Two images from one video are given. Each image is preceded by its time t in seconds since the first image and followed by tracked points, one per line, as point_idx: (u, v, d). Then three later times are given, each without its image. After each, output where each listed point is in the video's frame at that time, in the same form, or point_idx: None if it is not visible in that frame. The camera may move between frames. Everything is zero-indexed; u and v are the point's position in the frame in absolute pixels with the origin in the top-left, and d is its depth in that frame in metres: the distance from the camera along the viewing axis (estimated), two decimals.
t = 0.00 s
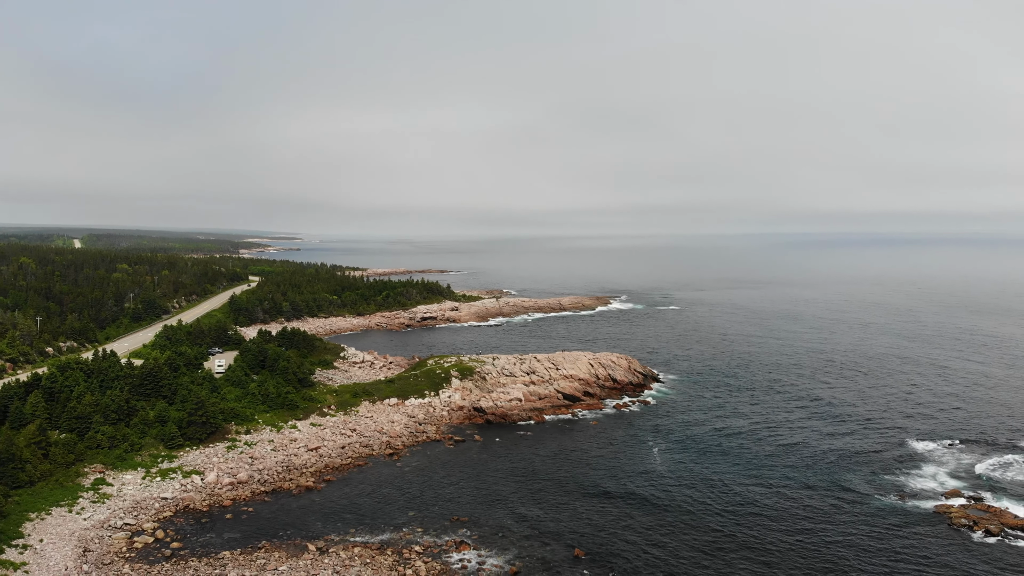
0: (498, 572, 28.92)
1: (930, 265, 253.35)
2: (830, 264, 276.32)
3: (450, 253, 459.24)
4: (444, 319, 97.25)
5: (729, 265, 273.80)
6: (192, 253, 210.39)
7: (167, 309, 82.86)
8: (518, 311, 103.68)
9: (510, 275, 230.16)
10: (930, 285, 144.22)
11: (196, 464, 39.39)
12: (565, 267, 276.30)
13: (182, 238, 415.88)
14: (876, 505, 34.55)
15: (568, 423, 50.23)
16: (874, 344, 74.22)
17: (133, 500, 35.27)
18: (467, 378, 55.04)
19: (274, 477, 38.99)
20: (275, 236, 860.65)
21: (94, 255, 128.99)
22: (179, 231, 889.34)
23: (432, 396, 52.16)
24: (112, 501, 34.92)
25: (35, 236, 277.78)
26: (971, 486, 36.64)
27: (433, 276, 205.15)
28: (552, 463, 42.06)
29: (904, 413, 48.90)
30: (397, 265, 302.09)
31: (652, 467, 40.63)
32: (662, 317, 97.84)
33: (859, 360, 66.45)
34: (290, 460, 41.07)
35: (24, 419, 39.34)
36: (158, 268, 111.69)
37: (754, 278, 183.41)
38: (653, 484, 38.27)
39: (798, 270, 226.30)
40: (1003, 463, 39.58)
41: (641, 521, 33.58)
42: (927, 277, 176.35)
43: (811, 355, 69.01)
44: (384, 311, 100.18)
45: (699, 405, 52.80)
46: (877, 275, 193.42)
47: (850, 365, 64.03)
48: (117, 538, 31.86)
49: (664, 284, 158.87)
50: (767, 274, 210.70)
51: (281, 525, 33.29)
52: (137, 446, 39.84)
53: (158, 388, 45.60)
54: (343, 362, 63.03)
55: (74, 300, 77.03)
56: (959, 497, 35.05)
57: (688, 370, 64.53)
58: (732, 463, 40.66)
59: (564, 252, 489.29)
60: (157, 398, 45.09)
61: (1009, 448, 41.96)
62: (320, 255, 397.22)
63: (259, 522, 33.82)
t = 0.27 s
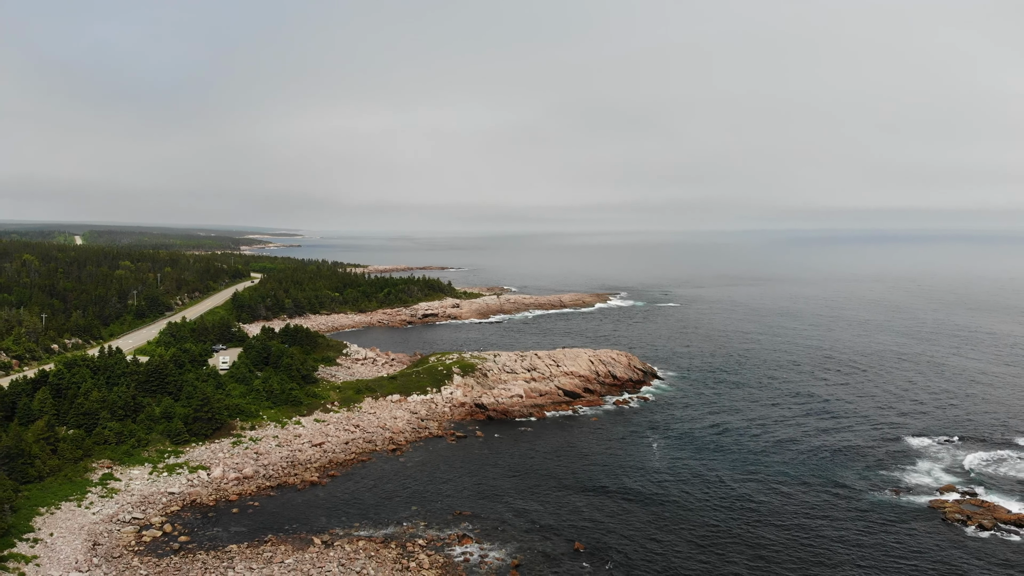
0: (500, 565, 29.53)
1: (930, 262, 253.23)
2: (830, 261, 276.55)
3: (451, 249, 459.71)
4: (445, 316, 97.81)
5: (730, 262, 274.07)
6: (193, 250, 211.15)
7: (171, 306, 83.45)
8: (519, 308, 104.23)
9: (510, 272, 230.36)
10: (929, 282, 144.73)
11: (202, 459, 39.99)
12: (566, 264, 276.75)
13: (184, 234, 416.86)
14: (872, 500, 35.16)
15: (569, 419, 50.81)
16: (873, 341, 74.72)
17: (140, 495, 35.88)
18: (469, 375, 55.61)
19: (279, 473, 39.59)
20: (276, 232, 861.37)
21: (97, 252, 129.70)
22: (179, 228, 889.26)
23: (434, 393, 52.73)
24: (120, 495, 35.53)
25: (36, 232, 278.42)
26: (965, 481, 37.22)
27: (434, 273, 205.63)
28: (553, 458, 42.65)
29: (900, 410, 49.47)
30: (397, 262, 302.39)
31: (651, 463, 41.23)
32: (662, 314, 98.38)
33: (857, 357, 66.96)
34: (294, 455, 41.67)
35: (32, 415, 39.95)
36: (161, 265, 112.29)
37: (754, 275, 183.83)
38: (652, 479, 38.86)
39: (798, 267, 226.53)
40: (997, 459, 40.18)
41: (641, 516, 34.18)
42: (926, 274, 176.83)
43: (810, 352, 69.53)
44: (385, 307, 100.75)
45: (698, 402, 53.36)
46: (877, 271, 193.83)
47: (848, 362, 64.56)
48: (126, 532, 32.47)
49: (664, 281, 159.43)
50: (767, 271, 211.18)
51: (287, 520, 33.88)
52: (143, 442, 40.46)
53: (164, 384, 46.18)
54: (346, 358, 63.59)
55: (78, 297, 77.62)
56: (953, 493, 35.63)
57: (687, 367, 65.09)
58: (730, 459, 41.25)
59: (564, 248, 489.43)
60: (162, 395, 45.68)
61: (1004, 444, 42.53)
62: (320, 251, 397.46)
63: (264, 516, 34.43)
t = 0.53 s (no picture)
0: (502, 557, 30.15)
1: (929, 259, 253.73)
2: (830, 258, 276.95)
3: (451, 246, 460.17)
4: (446, 313, 98.40)
5: (731, 259, 274.15)
6: (195, 247, 211.72)
7: (174, 303, 84.02)
8: (519, 305, 104.77)
9: (510, 268, 230.69)
10: (928, 279, 145.20)
11: (208, 455, 40.59)
12: (567, 260, 277.24)
13: (184, 231, 417.63)
14: (868, 495, 35.76)
15: (570, 415, 51.40)
16: (871, 338, 75.26)
17: (148, 489, 36.50)
18: (471, 371, 56.19)
19: (284, 468, 40.20)
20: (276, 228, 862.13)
21: (99, 248, 130.30)
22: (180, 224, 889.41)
23: (437, 389, 53.32)
24: (128, 490, 36.13)
25: (37, 229, 279.13)
26: (960, 477, 37.83)
27: (435, 269, 206.19)
28: (554, 454, 43.23)
29: (897, 407, 50.05)
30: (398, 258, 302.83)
31: (651, 458, 41.84)
32: (662, 311, 98.95)
33: (855, 354, 67.52)
34: (299, 451, 42.28)
35: (40, 411, 40.53)
36: (163, 262, 112.81)
37: (754, 272, 184.32)
38: (652, 474, 39.47)
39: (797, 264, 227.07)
40: (991, 455, 40.80)
41: (640, 510, 34.79)
42: (925, 271, 177.40)
43: (809, 349, 70.08)
44: (387, 304, 101.33)
45: (697, 398, 53.96)
46: (876, 268, 194.37)
47: (847, 359, 65.11)
48: (135, 526, 33.09)
49: (664, 277, 159.99)
50: (766, 267, 211.80)
51: (292, 514, 34.48)
52: (150, 438, 41.09)
53: (169, 381, 46.77)
54: (348, 355, 64.18)
55: (82, 294, 78.21)
56: (947, 488, 36.22)
57: (687, 364, 65.66)
58: (728, 455, 41.85)
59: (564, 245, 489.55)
60: (168, 391, 46.28)
61: (999, 440, 43.14)
62: (321, 247, 397.83)
63: (270, 510, 35.04)
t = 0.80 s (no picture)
0: (504, 550, 30.79)
1: (929, 255, 254.27)
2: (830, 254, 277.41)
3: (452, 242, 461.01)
4: (447, 310, 98.89)
5: (731, 255, 274.44)
6: (196, 244, 212.08)
7: (177, 300, 84.52)
8: (520, 302, 105.25)
9: (511, 265, 231.08)
10: (928, 276, 145.63)
11: (214, 450, 41.17)
12: (568, 257, 277.54)
13: (186, 227, 418.26)
14: (863, 490, 36.38)
15: (570, 412, 51.99)
16: (870, 335, 75.78)
17: (155, 484, 37.10)
18: (472, 368, 56.76)
19: (289, 463, 40.79)
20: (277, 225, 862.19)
21: (101, 246, 130.77)
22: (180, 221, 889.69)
23: (439, 386, 53.88)
24: (136, 485, 36.73)
25: (39, 226, 279.51)
26: (954, 472, 38.44)
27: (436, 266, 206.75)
28: (555, 450, 43.83)
29: (893, 403, 50.64)
30: (399, 255, 303.24)
31: (651, 454, 42.44)
32: (662, 308, 99.48)
33: (854, 351, 68.05)
34: (303, 446, 42.86)
35: (48, 408, 41.09)
36: (166, 259, 113.34)
37: (754, 269, 184.99)
38: (651, 470, 40.08)
39: (798, 260, 227.18)
40: (985, 451, 41.43)
41: (640, 505, 35.40)
42: (925, 267, 177.89)
43: (808, 346, 70.63)
44: (389, 301, 101.82)
45: (696, 395, 54.55)
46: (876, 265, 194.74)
47: (845, 357, 65.67)
48: (143, 520, 33.68)
49: (664, 274, 160.49)
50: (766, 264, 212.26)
51: (298, 508, 35.07)
52: (156, 433, 41.67)
53: (175, 377, 47.32)
54: (351, 352, 64.71)
55: (86, 291, 78.69)
56: (941, 483, 36.83)
57: (687, 361, 66.20)
58: (726, 451, 42.46)
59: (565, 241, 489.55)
60: (174, 387, 46.84)
61: (993, 437, 43.75)
62: (322, 244, 397.90)
63: (276, 505, 35.64)
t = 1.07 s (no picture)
0: (506, 544, 31.39)
1: (929, 252, 254.88)
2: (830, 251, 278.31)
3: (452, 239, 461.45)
4: (449, 307, 99.45)
5: (731, 252, 275.73)
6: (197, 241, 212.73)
7: (180, 297, 85.08)
8: (521, 299, 105.83)
9: (512, 262, 231.36)
10: (927, 273, 146.19)
11: (220, 446, 41.78)
12: (568, 254, 277.97)
13: (186, 224, 418.61)
14: (859, 485, 36.98)
15: (571, 408, 52.58)
16: (868, 332, 76.34)
17: (162, 479, 37.69)
18: (474, 365, 57.32)
19: (294, 458, 41.40)
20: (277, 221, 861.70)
21: (104, 243, 131.35)
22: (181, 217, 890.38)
23: (440, 382, 54.45)
24: (143, 480, 37.32)
25: (40, 223, 280.04)
26: (949, 467, 39.04)
27: (437, 263, 207.32)
28: (556, 446, 44.40)
29: (890, 400, 51.24)
30: (400, 252, 303.72)
31: (650, 450, 43.05)
32: (662, 305, 100.04)
33: (852, 348, 68.63)
34: (308, 442, 43.46)
35: (56, 404, 41.69)
36: (168, 257, 113.91)
37: (753, 266, 185.72)
38: (650, 465, 40.69)
39: (798, 257, 227.69)
40: (980, 447, 42.01)
41: (639, 500, 36.02)
42: (924, 264, 178.54)
43: (806, 343, 71.20)
44: (390, 299, 102.38)
45: (695, 391, 55.11)
46: (876, 262, 195.31)
47: (844, 353, 66.22)
48: (151, 514, 34.26)
49: (664, 271, 161.06)
50: (766, 261, 212.80)
51: (303, 503, 35.67)
52: (163, 430, 42.26)
53: (180, 374, 47.90)
54: (354, 349, 65.31)
55: (90, 289, 79.26)
56: (936, 478, 37.40)
57: (686, 358, 66.79)
58: (724, 447, 43.04)
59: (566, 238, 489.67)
60: (179, 384, 47.44)
61: (988, 433, 44.32)
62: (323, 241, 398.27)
63: (281, 499, 36.23)
